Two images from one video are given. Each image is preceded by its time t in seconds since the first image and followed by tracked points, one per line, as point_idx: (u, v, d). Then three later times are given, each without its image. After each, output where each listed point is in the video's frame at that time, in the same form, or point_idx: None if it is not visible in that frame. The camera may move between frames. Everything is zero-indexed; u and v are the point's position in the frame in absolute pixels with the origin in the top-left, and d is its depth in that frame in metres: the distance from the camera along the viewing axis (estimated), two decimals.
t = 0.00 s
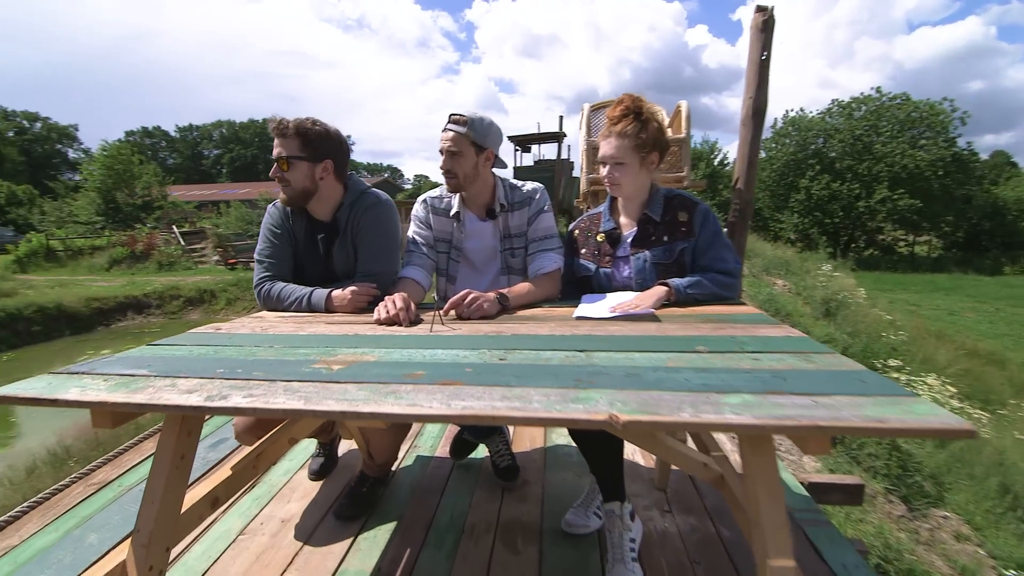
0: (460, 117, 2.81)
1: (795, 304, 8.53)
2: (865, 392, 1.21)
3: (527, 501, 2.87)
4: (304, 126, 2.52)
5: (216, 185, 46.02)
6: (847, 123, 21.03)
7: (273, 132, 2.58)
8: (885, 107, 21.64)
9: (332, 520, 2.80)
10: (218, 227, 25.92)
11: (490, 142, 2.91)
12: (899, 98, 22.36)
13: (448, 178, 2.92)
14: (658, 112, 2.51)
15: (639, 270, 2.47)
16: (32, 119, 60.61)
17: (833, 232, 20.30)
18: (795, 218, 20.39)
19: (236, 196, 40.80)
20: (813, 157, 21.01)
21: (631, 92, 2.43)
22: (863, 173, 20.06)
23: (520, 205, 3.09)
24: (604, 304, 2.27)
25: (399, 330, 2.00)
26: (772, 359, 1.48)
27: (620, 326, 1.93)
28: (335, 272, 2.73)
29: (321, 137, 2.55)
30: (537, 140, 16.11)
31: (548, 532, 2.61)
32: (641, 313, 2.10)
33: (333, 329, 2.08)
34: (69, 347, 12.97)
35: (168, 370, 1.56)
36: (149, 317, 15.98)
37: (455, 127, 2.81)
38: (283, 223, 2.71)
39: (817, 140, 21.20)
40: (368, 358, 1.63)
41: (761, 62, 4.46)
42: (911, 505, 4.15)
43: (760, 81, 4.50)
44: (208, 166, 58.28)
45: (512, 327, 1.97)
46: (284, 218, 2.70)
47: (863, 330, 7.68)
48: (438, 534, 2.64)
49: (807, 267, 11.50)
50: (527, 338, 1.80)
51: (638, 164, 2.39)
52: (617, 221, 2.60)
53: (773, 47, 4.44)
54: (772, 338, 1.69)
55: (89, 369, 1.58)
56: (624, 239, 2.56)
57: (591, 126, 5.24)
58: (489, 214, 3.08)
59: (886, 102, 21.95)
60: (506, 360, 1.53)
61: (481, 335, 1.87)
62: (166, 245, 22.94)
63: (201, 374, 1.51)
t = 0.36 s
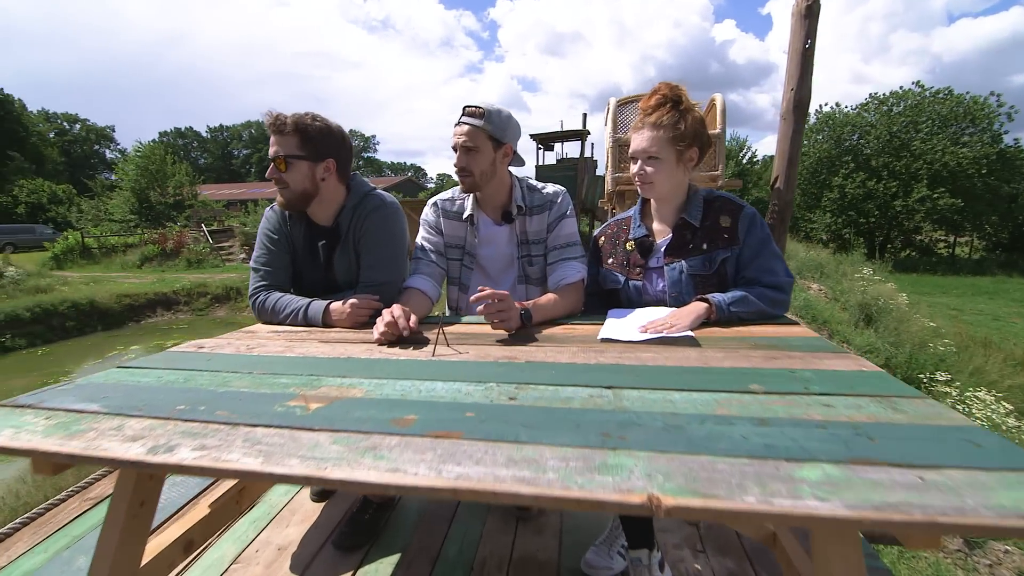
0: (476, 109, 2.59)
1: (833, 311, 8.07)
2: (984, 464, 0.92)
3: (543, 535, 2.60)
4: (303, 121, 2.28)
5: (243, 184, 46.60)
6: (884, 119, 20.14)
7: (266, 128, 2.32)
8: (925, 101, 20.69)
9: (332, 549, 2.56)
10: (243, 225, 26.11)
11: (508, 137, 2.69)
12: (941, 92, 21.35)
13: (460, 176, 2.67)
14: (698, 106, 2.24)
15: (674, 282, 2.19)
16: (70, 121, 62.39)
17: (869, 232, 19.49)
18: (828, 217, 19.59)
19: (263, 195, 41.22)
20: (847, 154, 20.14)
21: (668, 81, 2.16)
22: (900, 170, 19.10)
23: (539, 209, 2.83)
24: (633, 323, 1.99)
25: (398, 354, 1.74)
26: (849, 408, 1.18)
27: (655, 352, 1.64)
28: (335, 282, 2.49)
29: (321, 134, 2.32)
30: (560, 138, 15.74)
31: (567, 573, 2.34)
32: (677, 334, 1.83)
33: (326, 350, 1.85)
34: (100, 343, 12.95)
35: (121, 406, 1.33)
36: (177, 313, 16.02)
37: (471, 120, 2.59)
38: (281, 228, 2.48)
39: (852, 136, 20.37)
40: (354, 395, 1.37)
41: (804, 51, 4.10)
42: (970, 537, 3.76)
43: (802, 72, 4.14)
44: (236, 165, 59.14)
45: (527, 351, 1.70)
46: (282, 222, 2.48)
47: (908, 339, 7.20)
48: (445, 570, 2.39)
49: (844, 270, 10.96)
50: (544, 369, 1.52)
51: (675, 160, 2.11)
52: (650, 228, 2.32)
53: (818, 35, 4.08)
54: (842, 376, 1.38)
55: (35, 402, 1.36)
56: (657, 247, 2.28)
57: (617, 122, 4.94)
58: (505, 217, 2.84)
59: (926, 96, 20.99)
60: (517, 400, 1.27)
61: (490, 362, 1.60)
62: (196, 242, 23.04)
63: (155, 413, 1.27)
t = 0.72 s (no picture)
0: (458, 97, 2.51)
1: (843, 316, 7.80)
2: None
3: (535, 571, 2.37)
4: (267, 117, 2.08)
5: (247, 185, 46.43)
6: (894, 118, 19.79)
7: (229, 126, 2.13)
8: (935, 101, 20.32)
9: None
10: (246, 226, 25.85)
11: (497, 126, 2.56)
12: (951, 91, 20.95)
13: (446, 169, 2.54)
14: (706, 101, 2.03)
15: (678, 297, 1.98)
16: (76, 122, 62.33)
17: (878, 233, 19.12)
18: (836, 218, 19.15)
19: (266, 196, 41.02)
20: (856, 154, 19.79)
21: (671, 72, 1.95)
22: (908, 171, 18.80)
23: (530, 209, 2.63)
24: (632, 343, 1.77)
25: (362, 381, 1.52)
26: (896, 468, 0.95)
27: (657, 382, 1.41)
28: (307, 294, 2.26)
29: (288, 131, 2.11)
30: (563, 139, 15.50)
31: None
32: (684, 357, 1.60)
33: (284, 375, 1.63)
34: (103, 343, 12.36)
35: (16, 455, 1.11)
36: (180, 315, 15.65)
37: (456, 108, 2.47)
38: (248, 235, 2.26)
39: (860, 136, 19.98)
40: (295, 441, 1.15)
41: (818, 45, 3.86)
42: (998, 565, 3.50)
43: (816, 67, 3.89)
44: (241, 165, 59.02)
45: (509, 380, 1.47)
46: (249, 228, 2.26)
47: (922, 346, 6.93)
48: None
49: (855, 273, 10.66)
50: (525, 404, 1.29)
51: (678, 160, 1.90)
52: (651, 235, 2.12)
53: (833, 28, 3.84)
54: (881, 420, 1.15)
55: None
56: (660, 257, 2.07)
57: (620, 121, 4.71)
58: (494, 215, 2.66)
59: (936, 95, 20.60)
60: (487, 452, 1.04)
61: (464, 395, 1.38)
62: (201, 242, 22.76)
63: (50, 467, 1.06)
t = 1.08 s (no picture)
0: (454, 83, 2.33)
1: (854, 322, 7.53)
2: None
3: None
4: (216, 106, 1.94)
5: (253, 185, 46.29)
6: (907, 119, 19.36)
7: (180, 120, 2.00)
8: (949, 101, 19.88)
9: None
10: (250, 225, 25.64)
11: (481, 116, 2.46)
12: (966, 90, 20.46)
13: (437, 162, 2.36)
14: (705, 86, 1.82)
15: (672, 308, 1.77)
16: (88, 121, 62.42)
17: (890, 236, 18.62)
18: (846, 220, 18.48)
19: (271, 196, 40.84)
20: (867, 155, 19.13)
21: (663, 54, 1.76)
22: (921, 173, 18.31)
23: (516, 204, 2.47)
24: (618, 360, 1.55)
25: (303, 405, 1.32)
26: (935, 542, 0.73)
27: (641, 412, 1.19)
28: (269, 299, 2.07)
29: (239, 121, 1.97)
30: (569, 139, 15.27)
31: None
32: (674, 378, 1.39)
33: (218, 396, 1.43)
34: (108, 340, 11.52)
35: None
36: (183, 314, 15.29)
37: (448, 95, 2.30)
38: (202, 235, 2.09)
39: (871, 136, 19.40)
40: (193, 487, 0.95)
41: (830, 36, 3.63)
42: None
43: (829, 59, 3.66)
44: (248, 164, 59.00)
45: (469, 406, 1.25)
46: (204, 228, 2.08)
47: (937, 354, 6.65)
48: None
49: (867, 277, 10.33)
50: (480, 439, 1.08)
51: (672, 152, 1.69)
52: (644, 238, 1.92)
53: (847, 17, 3.61)
54: (912, 470, 0.93)
55: None
56: (652, 263, 1.87)
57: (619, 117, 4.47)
58: (475, 208, 2.47)
59: (951, 95, 20.13)
60: (416, 510, 0.84)
61: (411, 424, 1.17)
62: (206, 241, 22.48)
63: None
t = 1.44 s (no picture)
0: (470, 85, 2.23)
1: (890, 328, 7.22)
2: None
3: None
4: (218, 109, 1.88)
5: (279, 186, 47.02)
6: (945, 115, 18.61)
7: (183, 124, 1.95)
8: (989, 97, 19.10)
9: None
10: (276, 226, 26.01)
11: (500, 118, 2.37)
12: (1008, 84, 19.58)
13: (459, 167, 2.27)
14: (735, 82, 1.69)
15: (701, 320, 1.64)
16: (123, 125, 64.22)
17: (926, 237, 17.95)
18: (880, 220, 17.83)
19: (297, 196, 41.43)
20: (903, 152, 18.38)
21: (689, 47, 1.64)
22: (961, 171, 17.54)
23: (535, 207, 2.38)
24: (644, 377, 1.44)
25: (302, 426, 1.23)
26: None
27: (670, 442, 1.07)
28: (278, 306, 2.03)
29: (243, 125, 1.91)
30: (592, 138, 15.11)
31: None
32: (705, 401, 1.27)
33: (217, 411, 1.35)
34: (140, 339, 11.75)
35: None
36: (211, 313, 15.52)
37: (464, 99, 2.20)
38: (211, 241, 2.05)
39: (906, 134, 18.46)
40: (173, 524, 0.86)
41: (869, 28, 3.43)
42: None
43: (868, 52, 3.46)
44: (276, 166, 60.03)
45: (479, 431, 1.15)
46: (213, 235, 2.05)
47: (981, 361, 6.33)
48: None
49: (904, 280, 9.93)
50: (489, 472, 0.98)
51: (701, 152, 1.57)
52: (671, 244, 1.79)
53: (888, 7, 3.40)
54: (988, 526, 0.80)
55: None
56: (680, 270, 1.74)
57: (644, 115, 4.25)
58: (495, 210, 2.37)
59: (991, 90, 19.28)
60: (413, 561, 0.74)
61: (415, 451, 1.07)
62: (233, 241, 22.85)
63: None
